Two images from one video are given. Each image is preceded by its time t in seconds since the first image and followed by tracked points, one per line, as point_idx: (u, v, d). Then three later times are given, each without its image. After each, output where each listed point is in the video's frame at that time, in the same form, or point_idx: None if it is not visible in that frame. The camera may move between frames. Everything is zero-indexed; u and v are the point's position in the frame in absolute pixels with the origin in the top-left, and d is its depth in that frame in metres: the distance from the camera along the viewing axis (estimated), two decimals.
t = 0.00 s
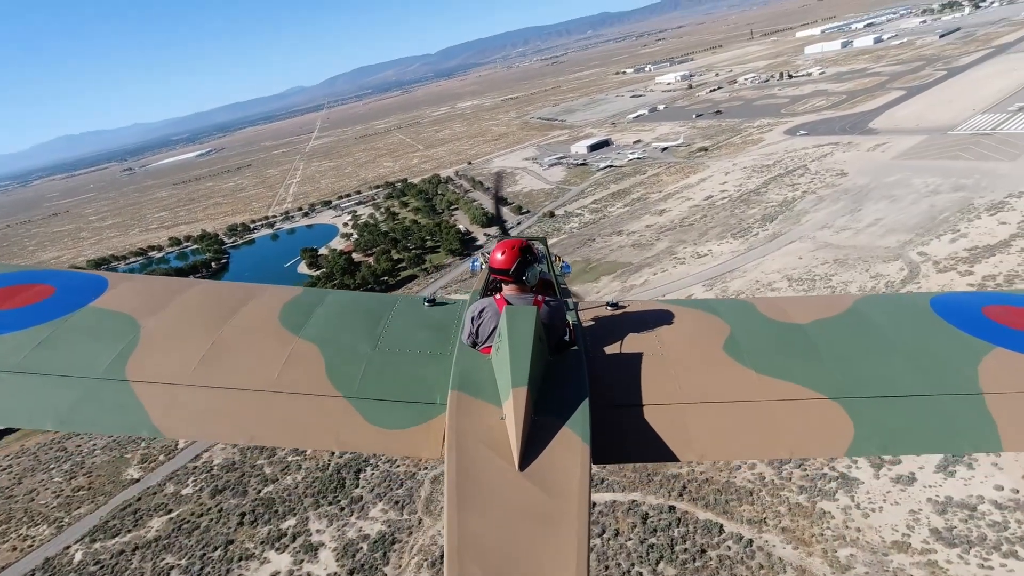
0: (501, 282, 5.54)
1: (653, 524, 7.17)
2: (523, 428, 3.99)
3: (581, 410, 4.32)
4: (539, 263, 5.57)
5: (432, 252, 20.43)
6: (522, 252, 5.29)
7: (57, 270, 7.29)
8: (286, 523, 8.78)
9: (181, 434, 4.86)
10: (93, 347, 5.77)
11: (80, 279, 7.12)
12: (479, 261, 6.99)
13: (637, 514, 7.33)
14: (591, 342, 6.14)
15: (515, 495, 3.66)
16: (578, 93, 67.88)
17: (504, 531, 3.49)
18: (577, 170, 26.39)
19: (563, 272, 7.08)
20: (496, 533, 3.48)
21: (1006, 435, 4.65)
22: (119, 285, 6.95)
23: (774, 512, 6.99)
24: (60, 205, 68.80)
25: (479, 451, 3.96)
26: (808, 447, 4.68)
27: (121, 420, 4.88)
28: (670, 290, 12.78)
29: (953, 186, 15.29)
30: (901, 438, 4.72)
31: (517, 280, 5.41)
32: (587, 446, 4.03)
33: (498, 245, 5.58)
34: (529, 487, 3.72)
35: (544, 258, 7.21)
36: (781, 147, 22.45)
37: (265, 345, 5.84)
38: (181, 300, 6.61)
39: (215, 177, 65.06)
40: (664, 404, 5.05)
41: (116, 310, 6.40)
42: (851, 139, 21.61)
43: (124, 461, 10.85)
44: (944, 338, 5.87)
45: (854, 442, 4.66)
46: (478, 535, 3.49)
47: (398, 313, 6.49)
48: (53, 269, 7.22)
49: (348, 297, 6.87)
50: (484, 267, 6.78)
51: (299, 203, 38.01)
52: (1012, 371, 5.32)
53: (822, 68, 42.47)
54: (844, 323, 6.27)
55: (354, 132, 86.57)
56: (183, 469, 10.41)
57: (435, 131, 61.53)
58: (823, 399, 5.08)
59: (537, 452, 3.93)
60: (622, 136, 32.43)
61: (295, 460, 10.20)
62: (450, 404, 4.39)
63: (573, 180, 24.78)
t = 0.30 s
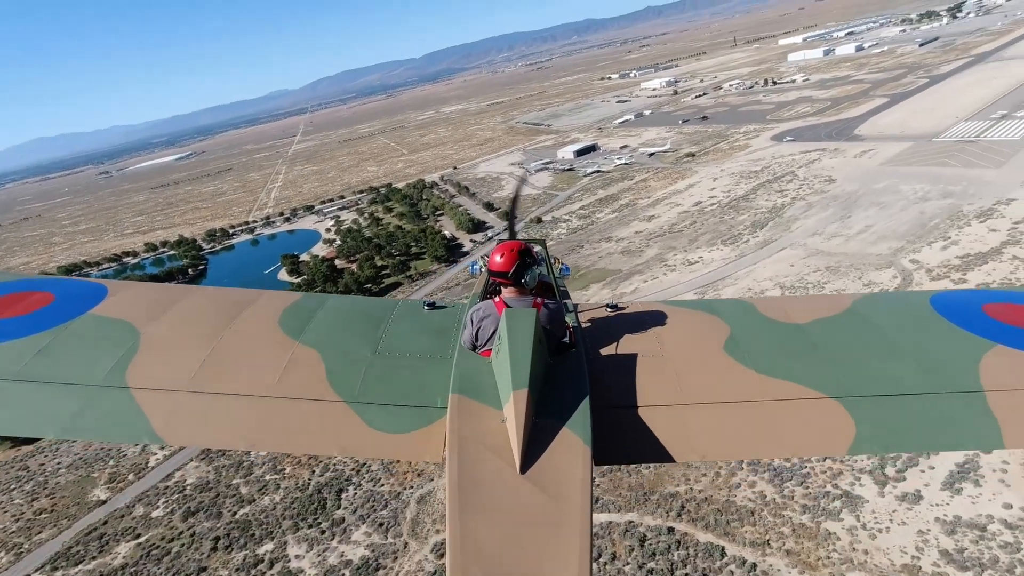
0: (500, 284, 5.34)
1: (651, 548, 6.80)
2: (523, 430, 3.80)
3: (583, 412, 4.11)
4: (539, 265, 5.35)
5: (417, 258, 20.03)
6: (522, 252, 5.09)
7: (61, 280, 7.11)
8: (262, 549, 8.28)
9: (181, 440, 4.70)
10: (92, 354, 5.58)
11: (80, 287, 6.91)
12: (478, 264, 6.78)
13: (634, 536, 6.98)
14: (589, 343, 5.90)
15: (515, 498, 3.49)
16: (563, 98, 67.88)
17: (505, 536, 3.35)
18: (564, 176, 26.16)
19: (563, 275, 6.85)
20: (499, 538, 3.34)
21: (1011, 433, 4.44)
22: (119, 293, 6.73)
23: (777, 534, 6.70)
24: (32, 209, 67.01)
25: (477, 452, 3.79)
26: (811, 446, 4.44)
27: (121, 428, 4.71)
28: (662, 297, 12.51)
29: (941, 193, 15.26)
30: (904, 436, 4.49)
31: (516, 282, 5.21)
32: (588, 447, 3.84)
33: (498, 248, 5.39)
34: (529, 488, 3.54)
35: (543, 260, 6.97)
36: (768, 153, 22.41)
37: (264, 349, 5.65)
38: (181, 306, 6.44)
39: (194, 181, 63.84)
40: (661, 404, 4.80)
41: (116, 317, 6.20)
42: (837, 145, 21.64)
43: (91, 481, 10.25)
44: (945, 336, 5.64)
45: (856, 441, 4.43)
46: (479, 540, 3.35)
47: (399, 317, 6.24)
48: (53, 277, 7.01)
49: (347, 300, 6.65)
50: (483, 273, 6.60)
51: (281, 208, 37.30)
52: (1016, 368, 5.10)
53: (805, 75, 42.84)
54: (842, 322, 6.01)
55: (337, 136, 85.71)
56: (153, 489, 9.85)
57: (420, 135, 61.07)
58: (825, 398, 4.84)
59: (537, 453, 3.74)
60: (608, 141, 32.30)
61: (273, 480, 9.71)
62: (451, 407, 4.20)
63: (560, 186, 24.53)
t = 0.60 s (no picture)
0: (500, 285, 5.36)
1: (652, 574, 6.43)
2: (522, 432, 3.76)
3: (583, 414, 4.09)
4: (539, 267, 5.41)
5: (404, 263, 19.65)
6: (523, 253, 5.16)
7: (63, 276, 7.30)
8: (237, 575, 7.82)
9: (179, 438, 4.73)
10: (90, 351, 5.68)
11: (79, 285, 7.10)
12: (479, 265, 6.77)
13: (633, 561, 6.62)
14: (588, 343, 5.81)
15: (514, 499, 3.46)
16: (552, 103, 67.75)
17: (502, 538, 3.31)
18: (554, 181, 25.90)
19: (563, 278, 6.84)
20: (496, 539, 3.31)
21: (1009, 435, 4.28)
22: (118, 291, 6.91)
23: (784, 557, 6.38)
24: (7, 212, 65.11)
25: (474, 453, 3.74)
26: (805, 447, 4.33)
27: (119, 427, 4.75)
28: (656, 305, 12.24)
29: (933, 199, 15.18)
30: (900, 438, 4.36)
31: (516, 284, 5.26)
32: (587, 452, 3.78)
33: (498, 249, 5.45)
34: (527, 490, 3.51)
35: (544, 262, 6.95)
36: (759, 158, 22.33)
37: (263, 350, 5.70)
38: (179, 306, 6.51)
39: (176, 185, 62.59)
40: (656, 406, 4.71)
41: (116, 315, 6.34)
42: (827, 151, 21.59)
43: (57, 501, 9.68)
44: (944, 340, 5.50)
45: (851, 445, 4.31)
46: (477, 541, 3.31)
47: (399, 317, 6.37)
48: (54, 274, 7.23)
49: (347, 301, 6.74)
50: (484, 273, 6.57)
51: (264, 212, 36.57)
52: (1015, 370, 4.94)
53: (792, 82, 43.04)
54: (840, 325, 5.90)
55: (323, 139, 84.82)
56: (124, 510, 9.32)
57: (407, 139, 60.58)
58: (821, 400, 4.72)
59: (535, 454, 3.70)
60: (597, 146, 32.11)
61: (252, 500, 9.23)
62: (450, 409, 4.12)
63: (550, 191, 24.25)
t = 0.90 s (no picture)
0: (494, 283, 5.28)
1: None
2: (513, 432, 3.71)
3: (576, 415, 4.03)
4: (534, 266, 5.35)
5: (394, 269, 19.29)
6: (519, 253, 5.08)
7: (56, 265, 7.23)
8: None
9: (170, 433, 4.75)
10: (82, 340, 5.69)
11: (71, 273, 7.02)
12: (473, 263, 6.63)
13: None
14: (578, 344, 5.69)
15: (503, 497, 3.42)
16: (542, 107, 67.59)
17: (494, 537, 3.27)
18: (546, 185, 25.59)
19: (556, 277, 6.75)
20: (486, 538, 3.27)
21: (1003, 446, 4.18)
22: (110, 281, 6.85)
23: None
24: None
25: (464, 453, 3.68)
26: (794, 454, 4.24)
27: (109, 417, 4.79)
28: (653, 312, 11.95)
29: (930, 203, 15.04)
30: (891, 447, 4.26)
31: (511, 282, 5.19)
32: (579, 453, 3.74)
33: (494, 246, 5.35)
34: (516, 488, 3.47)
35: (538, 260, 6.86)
36: (752, 162, 22.18)
37: (257, 343, 5.68)
38: (171, 299, 6.44)
39: (161, 190, 61.53)
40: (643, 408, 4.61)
41: (108, 305, 6.30)
42: (821, 155, 21.46)
43: (28, 525, 9.14)
44: (934, 346, 5.36)
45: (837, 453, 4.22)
46: (466, 541, 3.27)
47: (391, 313, 6.30)
48: (46, 263, 7.15)
49: (341, 297, 6.68)
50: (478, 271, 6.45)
51: (251, 219, 35.92)
52: (1006, 379, 4.81)
53: (783, 86, 43.07)
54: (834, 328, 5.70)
55: (312, 144, 83.99)
56: (98, 534, 8.80)
57: (397, 144, 60.08)
58: (809, 407, 4.60)
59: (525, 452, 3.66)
60: (589, 151, 31.87)
61: (236, 521, 8.78)
62: (442, 406, 4.06)
63: (542, 195, 23.93)
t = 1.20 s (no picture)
0: (489, 281, 4.99)
1: None
2: (508, 430, 3.60)
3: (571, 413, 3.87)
4: (530, 264, 5.04)
5: (389, 277, 18.92)
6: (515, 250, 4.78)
7: (48, 258, 6.82)
8: None
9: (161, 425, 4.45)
10: (72, 334, 5.34)
11: (64, 266, 6.60)
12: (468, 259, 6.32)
13: None
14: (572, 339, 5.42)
15: (500, 495, 3.29)
16: (536, 112, 67.41)
17: (490, 536, 3.11)
18: (541, 190, 25.27)
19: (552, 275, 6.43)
20: (480, 536, 3.11)
21: (1006, 448, 3.88)
22: (103, 274, 6.46)
23: None
24: None
25: (461, 450, 3.56)
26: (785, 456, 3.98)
27: (97, 411, 4.47)
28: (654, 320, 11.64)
29: (933, 204, 14.82)
30: (885, 447, 3.99)
31: (506, 280, 4.89)
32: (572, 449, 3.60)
33: (488, 244, 5.04)
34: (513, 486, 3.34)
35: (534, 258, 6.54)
36: (750, 164, 21.97)
37: (251, 336, 5.40)
38: (165, 292, 6.11)
39: (151, 199, 60.84)
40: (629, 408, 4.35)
41: (99, 298, 5.93)
42: (818, 157, 21.26)
43: (4, 552, 8.72)
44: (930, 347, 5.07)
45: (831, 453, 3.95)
46: (460, 537, 3.11)
47: (387, 309, 5.97)
48: (38, 255, 6.74)
49: (339, 292, 6.35)
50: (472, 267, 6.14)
51: (243, 227, 35.40)
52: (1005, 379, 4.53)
53: (776, 88, 43.00)
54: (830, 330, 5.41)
55: (304, 151, 83.46)
56: (79, 561, 8.37)
57: (390, 150, 59.71)
58: (802, 408, 4.34)
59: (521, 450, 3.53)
60: (584, 155, 31.60)
61: (223, 546, 8.35)
62: (436, 402, 3.94)
63: (537, 201, 23.60)
